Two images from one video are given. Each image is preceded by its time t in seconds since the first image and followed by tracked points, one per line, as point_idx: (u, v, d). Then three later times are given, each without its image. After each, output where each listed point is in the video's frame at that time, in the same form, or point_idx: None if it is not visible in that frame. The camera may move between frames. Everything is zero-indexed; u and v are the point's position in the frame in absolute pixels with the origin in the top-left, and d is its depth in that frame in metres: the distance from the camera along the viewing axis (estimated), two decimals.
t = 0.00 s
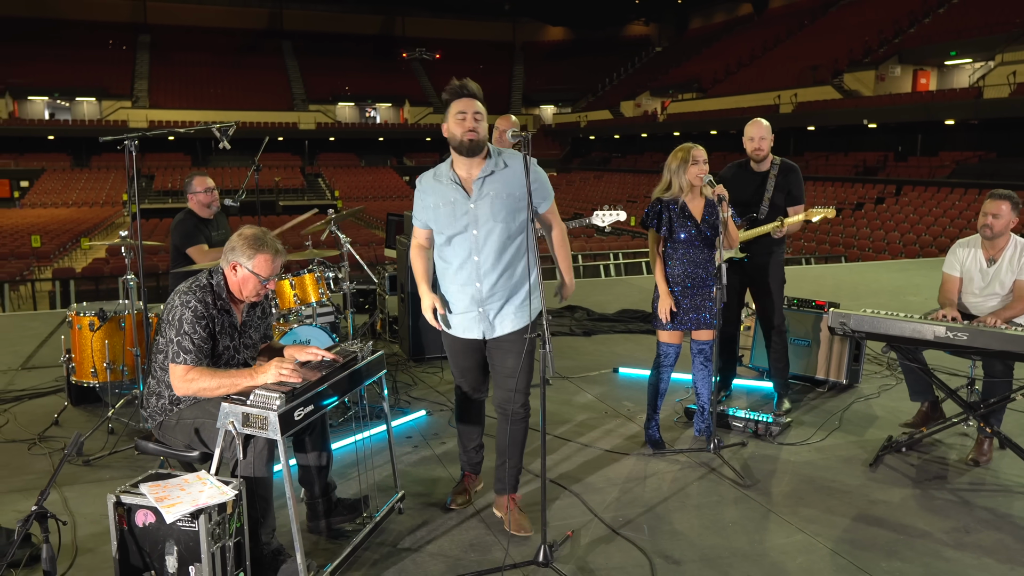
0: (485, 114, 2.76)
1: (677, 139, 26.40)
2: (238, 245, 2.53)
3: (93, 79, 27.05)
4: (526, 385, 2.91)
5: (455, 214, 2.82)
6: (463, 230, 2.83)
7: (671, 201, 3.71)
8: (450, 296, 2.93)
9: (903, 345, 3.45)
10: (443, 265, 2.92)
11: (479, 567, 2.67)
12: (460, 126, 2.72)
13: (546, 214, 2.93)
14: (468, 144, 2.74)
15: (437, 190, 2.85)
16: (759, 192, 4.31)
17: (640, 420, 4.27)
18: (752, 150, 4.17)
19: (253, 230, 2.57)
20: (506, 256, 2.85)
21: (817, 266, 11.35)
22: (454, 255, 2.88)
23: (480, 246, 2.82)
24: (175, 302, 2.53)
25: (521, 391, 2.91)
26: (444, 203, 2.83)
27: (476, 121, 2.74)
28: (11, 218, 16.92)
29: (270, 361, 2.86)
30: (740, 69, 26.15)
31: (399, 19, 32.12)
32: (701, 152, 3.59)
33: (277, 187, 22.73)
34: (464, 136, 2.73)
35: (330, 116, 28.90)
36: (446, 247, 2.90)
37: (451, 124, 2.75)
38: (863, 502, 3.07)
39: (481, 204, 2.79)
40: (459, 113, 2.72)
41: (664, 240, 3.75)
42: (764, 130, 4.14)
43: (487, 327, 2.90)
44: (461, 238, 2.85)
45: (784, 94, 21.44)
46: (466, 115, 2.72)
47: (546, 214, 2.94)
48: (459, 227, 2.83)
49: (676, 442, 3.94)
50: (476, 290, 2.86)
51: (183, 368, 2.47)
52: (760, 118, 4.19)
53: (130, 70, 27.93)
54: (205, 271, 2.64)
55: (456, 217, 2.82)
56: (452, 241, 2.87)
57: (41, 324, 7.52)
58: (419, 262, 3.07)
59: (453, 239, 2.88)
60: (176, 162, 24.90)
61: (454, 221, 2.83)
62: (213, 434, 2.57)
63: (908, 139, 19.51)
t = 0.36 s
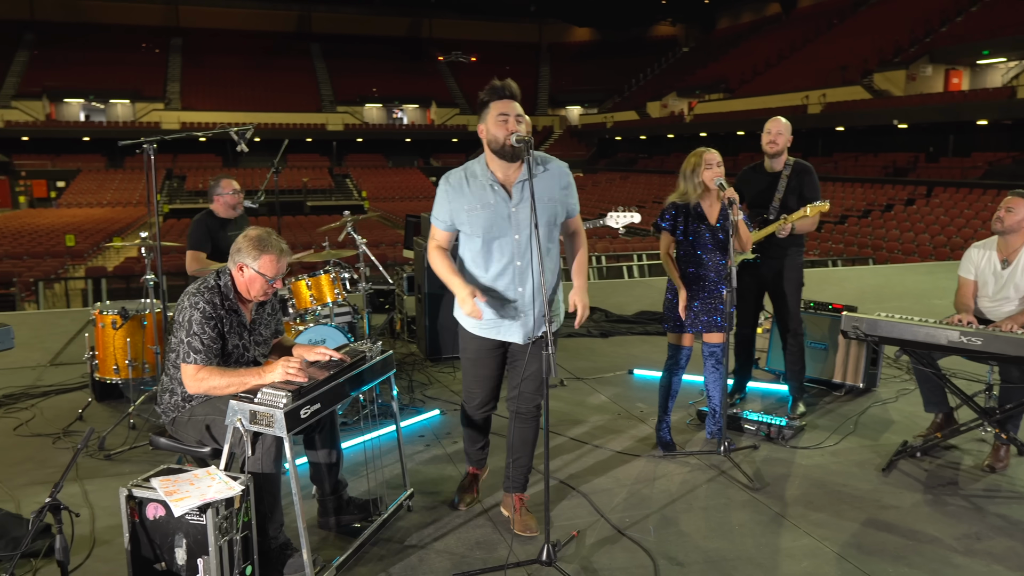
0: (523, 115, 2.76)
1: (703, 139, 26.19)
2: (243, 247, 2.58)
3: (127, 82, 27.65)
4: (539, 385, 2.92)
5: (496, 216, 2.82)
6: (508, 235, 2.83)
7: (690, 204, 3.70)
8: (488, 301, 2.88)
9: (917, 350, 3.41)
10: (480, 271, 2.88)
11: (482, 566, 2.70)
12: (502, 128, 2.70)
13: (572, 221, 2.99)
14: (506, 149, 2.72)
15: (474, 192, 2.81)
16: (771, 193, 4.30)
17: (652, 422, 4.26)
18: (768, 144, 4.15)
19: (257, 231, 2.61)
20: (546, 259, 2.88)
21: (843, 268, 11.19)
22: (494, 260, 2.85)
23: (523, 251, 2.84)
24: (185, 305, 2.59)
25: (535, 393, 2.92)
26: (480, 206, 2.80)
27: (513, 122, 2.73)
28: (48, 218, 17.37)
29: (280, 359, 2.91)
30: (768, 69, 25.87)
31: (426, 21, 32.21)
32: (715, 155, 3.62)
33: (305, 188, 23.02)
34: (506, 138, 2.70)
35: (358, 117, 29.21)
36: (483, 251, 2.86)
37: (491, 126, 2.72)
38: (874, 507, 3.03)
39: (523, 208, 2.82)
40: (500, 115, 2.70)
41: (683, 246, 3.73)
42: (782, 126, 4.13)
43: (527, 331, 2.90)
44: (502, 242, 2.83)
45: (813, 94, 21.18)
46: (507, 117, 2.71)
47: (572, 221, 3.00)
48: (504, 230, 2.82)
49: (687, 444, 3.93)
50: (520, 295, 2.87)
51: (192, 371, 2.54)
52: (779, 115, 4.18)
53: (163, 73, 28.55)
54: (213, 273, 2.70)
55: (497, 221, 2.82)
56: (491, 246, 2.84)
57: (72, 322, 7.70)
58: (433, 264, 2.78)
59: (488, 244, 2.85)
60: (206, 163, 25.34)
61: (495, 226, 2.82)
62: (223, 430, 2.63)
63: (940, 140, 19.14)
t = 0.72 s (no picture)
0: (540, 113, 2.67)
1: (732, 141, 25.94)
2: (251, 243, 2.67)
3: (164, 86, 28.24)
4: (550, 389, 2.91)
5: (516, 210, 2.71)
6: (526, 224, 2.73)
7: (702, 202, 3.70)
8: (505, 299, 2.76)
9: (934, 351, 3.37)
10: (497, 268, 2.75)
11: (487, 561, 2.73)
12: (517, 125, 2.61)
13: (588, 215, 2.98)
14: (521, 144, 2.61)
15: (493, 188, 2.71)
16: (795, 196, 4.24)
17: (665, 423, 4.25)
18: (789, 148, 4.11)
19: (264, 228, 2.70)
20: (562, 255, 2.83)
21: (870, 271, 11.01)
22: (513, 256, 2.74)
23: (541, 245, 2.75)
24: (197, 303, 2.67)
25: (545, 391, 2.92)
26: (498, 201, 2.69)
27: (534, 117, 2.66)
28: (86, 219, 17.83)
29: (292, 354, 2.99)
30: (799, 69, 25.53)
31: (455, 23, 32.44)
32: (727, 155, 3.60)
33: (334, 189, 23.32)
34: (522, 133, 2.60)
35: (387, 119, 29.50)
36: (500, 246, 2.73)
37: (505, 124, 2.63)
38: (884, 509, 3.01)
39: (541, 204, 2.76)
40: (514, 113, 2.61)
41: (701, 249, 3.67)
42: (803, 129, 4.08)
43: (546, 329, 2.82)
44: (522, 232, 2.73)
45: (844, 95, 20.87)
46: (521, 115, 2.62)
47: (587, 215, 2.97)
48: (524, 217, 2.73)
49: (699, 444, 3.93)
50: (539, 290, 2.76)
51: (206, 366, 2.61)
52: (799, 117, 4.14)
53: (197, 76, 29.17)
54: (223, 270, 2.78)
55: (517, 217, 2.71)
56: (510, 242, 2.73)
57: (102, 319, 7.91)
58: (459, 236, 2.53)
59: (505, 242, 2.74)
60: (238, 165, 25.80)
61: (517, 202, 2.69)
62: (235, 424, 2.69)
63: (975, 141, 18.73)
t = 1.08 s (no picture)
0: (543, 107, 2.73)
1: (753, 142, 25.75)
2: (259, 241, 2.73)
3: (188, 88, 28.62)
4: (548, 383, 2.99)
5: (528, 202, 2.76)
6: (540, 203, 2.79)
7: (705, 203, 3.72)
8: (504, 292, 2.80)
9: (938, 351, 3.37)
10: (499, 260, 2.80)
11: (486, 553, 2.77)
12: (517, 125, 2.67)
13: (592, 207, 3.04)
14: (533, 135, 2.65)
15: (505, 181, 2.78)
16: (804, 197, 4.19)
17: (670, 421, 4.27)
18: (799, 143, 4.04)
19: (271, 226, 2.77)
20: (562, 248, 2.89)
21: (889, 272, 10.91)
22: (515, 248, 2.80)
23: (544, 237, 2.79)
24: (205, 298, 2.74)
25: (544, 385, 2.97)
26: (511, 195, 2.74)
27: (536, 116, 2.69)
28: (112, 219, 18.19)
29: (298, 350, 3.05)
30: (822, 70, 25.31)
31: (477, 25, 32.59)
32: (728, 157, 3.58)
33: (354, 190, 23.56)
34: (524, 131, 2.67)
35: (408, 120, 29.72)
36: (515, 233, 2.77)
37: (508, 125, 2.69)
38: (884, 508, 3.01)
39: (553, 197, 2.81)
40: (516, 113, 2.66)
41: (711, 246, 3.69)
42: (813, 126, 4.02)
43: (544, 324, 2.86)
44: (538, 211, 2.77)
45: (868, 95, 20.65)
46: (523, 116, 2.66)
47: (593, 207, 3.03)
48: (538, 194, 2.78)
49: (703, 443, 3.94)
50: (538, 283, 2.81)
51: (214, 359, 2.68)
52: (811, 114, 4.06)
53: (221, 78, 29.66)
54: (231, 267, 2.85)
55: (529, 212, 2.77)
56: (515, 235, 2.77)
57: (123, 317, 8.07)
58: (500, 192, 2.58)
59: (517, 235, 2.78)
60: (260, 166, 26.13)
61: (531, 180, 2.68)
62: (242, 417, 2.75)
63: (1001, 142, 18.45)
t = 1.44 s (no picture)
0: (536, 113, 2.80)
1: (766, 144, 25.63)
2: (264, 241, 2.78)
3: (204, 89, 28.91)
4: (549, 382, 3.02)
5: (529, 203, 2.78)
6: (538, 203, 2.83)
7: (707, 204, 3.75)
8: (505, 292, 2.81)
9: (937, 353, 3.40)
10: (498, 262, 2.83)
11: (482, 547, 2.81)
12: (510, 132, 2.74)
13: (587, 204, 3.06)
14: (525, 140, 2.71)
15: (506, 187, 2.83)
16: (797, 201, 4.22)
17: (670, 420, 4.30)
18: (793, 153, 4.09)
19: (278, 227, 2.80)
20: (559, 248, 2.91)
21: (902, 275, 10.84)
22: (515, 249, 2.82)
23: (542, 238, 2.83)
24: (210, 296, 2.79)
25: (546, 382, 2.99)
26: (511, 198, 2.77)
27: (530, 122, 2.75)
28: (128, 219, 18.41)
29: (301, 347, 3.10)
30: (837, 72, 25.16)
31: (491, 27, 32.67)
32: (737, 158, 3.58)
33: (368, 191, 23.69)
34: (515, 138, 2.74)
35: (422, 121, 29.86)
36: (516, 236, 2.80)
37: (502, 132, 2.76)
38: (879, 507, 3.03)
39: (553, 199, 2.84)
40: (509, 120, 2.72)
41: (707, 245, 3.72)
42: (807, 133, 4.07)
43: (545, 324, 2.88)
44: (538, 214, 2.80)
45: (883, 98, 20.51)
46: (517, 123, 2.72)
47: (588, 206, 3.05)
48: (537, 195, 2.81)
49: (703, 442, 3.97)
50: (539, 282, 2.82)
51: (218, 353, 2.74)
52: (806, 121, 4.11)
53: (237, 79, 29.96)
54: (238, 266, 2.91)
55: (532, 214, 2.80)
56: (513, 237, 2.80)
57: (136, 314, 8.20)
58: (503, 197, 2.62)
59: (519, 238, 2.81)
60: (275, 166, 26.33)
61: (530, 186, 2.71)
62: (244, 412, 2.81)
63: (1018, 144, 18.25)
